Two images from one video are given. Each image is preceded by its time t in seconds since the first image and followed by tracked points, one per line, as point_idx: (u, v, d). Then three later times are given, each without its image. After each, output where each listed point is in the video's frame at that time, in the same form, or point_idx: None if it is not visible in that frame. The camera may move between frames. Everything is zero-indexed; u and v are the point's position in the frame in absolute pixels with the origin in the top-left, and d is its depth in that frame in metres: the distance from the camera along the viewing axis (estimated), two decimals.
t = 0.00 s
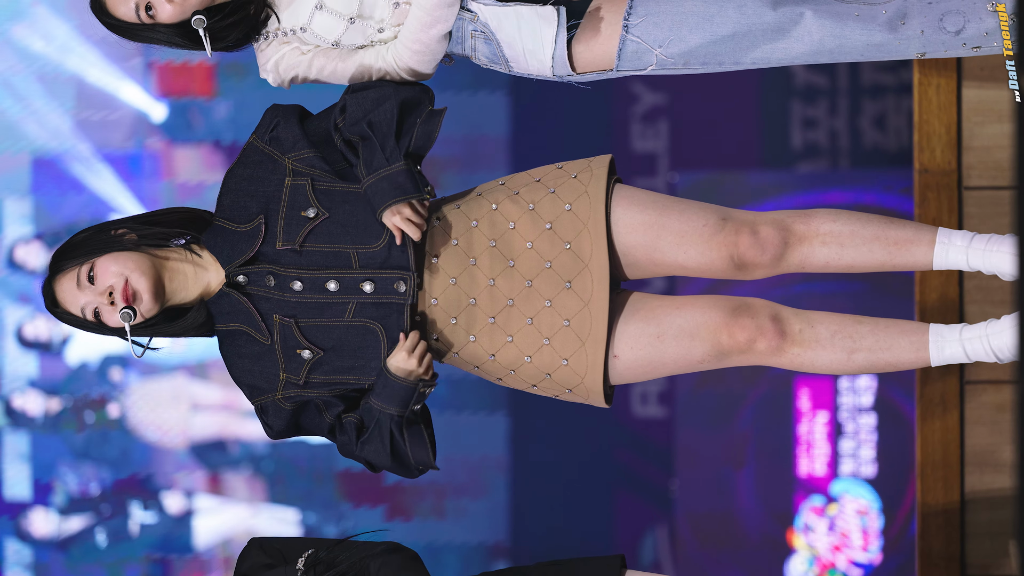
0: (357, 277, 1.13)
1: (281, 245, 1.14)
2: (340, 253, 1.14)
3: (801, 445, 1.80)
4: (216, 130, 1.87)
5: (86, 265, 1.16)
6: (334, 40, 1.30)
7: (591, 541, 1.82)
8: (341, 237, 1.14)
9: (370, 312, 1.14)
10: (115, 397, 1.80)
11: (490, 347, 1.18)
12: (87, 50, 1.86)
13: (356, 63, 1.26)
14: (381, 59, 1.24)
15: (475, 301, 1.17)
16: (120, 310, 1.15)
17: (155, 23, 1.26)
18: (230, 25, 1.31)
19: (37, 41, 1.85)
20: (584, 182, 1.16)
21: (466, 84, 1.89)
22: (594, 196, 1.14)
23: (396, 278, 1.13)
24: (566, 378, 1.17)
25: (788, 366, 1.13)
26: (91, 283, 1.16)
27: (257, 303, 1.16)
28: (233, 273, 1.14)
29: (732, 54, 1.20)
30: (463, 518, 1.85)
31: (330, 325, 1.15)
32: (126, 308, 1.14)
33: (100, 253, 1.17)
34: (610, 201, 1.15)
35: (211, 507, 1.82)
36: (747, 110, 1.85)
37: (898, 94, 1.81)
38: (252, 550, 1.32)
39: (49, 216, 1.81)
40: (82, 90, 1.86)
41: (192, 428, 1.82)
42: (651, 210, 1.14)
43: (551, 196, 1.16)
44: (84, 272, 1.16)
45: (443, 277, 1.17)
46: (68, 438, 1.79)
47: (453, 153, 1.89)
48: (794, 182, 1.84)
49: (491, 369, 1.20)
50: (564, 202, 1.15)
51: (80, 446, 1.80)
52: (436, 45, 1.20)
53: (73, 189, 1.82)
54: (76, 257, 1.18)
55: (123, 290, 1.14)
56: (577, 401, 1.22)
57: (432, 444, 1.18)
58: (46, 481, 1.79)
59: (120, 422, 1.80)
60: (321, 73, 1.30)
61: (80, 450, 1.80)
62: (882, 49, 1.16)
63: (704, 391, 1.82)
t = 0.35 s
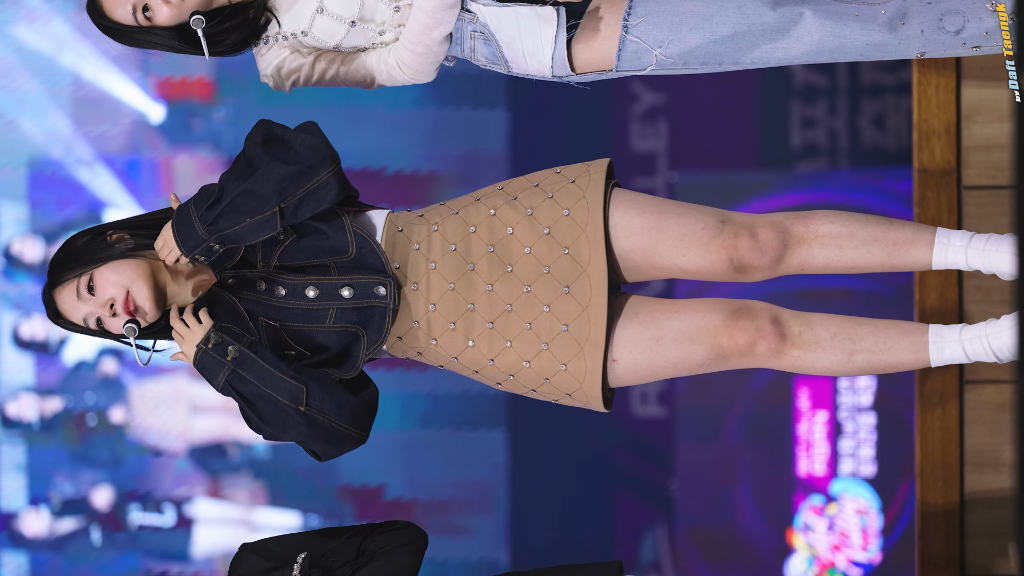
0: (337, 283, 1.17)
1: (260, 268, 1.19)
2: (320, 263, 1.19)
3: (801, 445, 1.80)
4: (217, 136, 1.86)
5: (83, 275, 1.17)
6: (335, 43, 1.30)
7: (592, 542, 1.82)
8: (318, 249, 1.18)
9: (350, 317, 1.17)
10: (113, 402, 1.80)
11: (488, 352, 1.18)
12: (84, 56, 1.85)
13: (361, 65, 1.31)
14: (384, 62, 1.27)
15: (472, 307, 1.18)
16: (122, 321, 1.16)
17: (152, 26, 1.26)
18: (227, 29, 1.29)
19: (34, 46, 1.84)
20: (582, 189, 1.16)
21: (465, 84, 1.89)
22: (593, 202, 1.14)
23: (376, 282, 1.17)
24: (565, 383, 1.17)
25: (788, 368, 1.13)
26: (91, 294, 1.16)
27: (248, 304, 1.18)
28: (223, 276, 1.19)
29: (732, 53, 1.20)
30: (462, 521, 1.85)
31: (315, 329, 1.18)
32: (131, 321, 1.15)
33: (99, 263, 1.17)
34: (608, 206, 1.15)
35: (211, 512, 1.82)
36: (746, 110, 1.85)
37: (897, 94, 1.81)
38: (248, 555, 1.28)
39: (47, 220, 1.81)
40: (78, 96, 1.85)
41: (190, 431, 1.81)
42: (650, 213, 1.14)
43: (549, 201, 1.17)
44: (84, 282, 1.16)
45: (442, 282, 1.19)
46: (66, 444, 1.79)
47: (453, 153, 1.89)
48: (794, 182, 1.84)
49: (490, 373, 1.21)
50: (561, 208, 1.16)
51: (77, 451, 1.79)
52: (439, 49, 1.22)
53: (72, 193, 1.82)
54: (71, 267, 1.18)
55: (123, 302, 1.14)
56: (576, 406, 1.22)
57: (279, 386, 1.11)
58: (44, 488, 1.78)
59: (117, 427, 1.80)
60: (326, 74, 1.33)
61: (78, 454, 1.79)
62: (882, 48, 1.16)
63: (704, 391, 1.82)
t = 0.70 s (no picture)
0: (328, 284, 1.17)
1: (253, 267, 1.19)
2: (313, 265, 1.18)
3: (800, 445, 1.80)
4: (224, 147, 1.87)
5: (84, 290, 1.15)
6: (333, 44, 1.30)
7: (591, 542, 1.82)
8: (308, 252, 1.18)
9: (343, 317, 1.17)
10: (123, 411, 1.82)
11: (485, 357, 1.18)
12: (94, 67, 1.87)
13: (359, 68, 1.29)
14: (381, 64, 1.26)
15: (469, 311, 1.18)
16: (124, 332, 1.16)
17: (150, 26, 1.26)
18: (225, 32, 1.29)
19: (46, 57, 1.86)
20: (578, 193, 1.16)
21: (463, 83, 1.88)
22: (589, 206, 1.14)
23: (368, 281, 1.17)
24: (561, 388, 1.17)
25: (788, 371, 1.13)
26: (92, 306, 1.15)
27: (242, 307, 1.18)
28: (220, 278, 1.17)
29: (732, 55, 1.19)
30: (461, 522, 1.84)
31: (307, 332, 1.18)
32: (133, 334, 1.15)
33: (98, 277, 1.15)
34: (605, 211, 1.15)
35: (210, 514, 1.82)
36: (746, 111, 1.85)
37: (897, 94, 1.80)
38: (242, 566, 1.25)
39: (49, 229, 1.82)
40: (86, 106, 1.86)
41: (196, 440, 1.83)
42: (648, 216, 1.14)
43: (546, 205, 1.17)
44: (84, 295, 1.15)
45: (438, 286, 1.19)
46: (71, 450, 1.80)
47: (452, 153, 1.89)
48: (794, 182, 1.84)
49: (487, 378, 1.20)
50: (558, 211, 1.16)
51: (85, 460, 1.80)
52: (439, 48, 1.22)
53: (78, 203, 1.84)
54: (71, 279, 1.17)
55: (124, 314, 1.14)
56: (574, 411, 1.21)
57: (258, 357, 1.11)
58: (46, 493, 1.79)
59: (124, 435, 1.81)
60: (323, 77, 1.31)
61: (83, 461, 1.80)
62: (882, 49, 1.16)
63: (703, 391, 1.82)
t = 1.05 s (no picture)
0: (339, 288, 1.17)
1: (268, 260, 1.18)
2: (324, 263, 1.18)
3: (801, 444, 1.80)
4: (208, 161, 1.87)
5: (84, 299, 1.15)
6: (328, 45, 1.29)
7: (591, 542, 1.82)
8: (325, 248, 1.19)
9: (353, 321, 1.18)
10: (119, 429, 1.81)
11: (488, 360, 1.18)
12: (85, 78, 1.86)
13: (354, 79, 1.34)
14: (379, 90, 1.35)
15: (472, 314, 1.18)
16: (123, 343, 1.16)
17: (148, 23, 1.26)
18: (222, 31, 1.29)
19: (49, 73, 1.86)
20: (580, 195, 1.15)
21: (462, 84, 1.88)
22: (591, 207, 1.14)
23: (375, 289, 1.17)
24: (565, 391, 1.17)
25: (789, 372, 1.13)
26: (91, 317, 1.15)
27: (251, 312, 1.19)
28: (225, 281, 1.18)
29: (732, 55, 1.19)
30: (461, 524, 1.84)
31: (317, 334, 1.19)
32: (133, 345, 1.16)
33: (96, 289, 1.14)
34: (605, 213, 1.15)
35: (210, 517, 1.81)
36: (745, 111, 1.85)
37: (897, 94, 1.80)
38: (247, 565, 1.28)
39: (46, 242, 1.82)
40: (83, 117, 1.86)
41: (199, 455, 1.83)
42: (649, 219, 1.14)
43: (547, 207, 1.17)
44: (83, 307, 1.14)
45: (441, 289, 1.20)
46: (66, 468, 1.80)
47: (453, 154, 1.89)
48: (794, 182, 1.83)
49: (490, 382, 1.20)
50: (559, 213, 1.16)
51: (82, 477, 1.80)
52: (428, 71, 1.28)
53: (71, 219, 1.83)
54: (67, 290, 1.16)
55: (124, 327, 1.13)
56: (577, 413, 1.21)
57: (327, 411, 1.14)
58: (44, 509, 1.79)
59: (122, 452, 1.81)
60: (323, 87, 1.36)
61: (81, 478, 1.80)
62: (882, 49, 1.16)
63: (703, 389, 1.82)
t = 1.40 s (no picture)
0: (321, 291, 1.17)
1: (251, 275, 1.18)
2: (302, 268, 1.18)
3: (800, 444, 1.80)
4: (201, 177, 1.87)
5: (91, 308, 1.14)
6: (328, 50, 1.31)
7: (592, 544, 1.82)
8: (297, 254, 1.18)
9: (344, 319, 1.18)
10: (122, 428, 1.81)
11: (487, 370, 1.18)
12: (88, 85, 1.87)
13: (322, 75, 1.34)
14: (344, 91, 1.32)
15: (470, 324, 1.18)
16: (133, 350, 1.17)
17: (148, 27, 1.25)
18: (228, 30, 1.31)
19: (55, 78, 1.86)
20: (577, 205, 1.15)
21: (462, 86, 1.89)
22: (588, 217, 1.13)
23: (359, 282, 1.18)
24: (564, 399, 1.17)
25: (789, 376, 1.13)
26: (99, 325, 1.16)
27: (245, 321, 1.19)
28: (222, 288, 1.18)
29: (732, 58, 1.19)
30: (462, 525, 1.84)
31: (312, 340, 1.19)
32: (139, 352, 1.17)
33: (105, 299, 1.14)
34: (604, 220, 1.15)
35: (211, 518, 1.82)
36: (745, 112, 1.85)
37: (897, 93, 1.79)
38: (253, 563, 1.32)
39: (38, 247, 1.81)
40: (86, 124, 1.86)
41: (196, 463, 1.82)
42: (648, 226, 1.14)
43: (545, 217, 1.17)
44: (90, 315, 1.15)
45: (439, 300, 1.19)
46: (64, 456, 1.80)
47: (452, 155, 1.89)
48: (794, 184, 1.83)
49: (490, 391, 1.21)
50: (557, 223, 1.16)
51: (82, 470, 1.80)
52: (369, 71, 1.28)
53: (64, 225, 1.83)
54: (69, 298, 1.14)
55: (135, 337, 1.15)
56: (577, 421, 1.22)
57: (355, 432, 1.18)
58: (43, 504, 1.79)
59: (123, 448, 1.81)
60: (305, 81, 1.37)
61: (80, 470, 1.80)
62: (882, 51, 1.16)
63: (702, 389, 1.83)
